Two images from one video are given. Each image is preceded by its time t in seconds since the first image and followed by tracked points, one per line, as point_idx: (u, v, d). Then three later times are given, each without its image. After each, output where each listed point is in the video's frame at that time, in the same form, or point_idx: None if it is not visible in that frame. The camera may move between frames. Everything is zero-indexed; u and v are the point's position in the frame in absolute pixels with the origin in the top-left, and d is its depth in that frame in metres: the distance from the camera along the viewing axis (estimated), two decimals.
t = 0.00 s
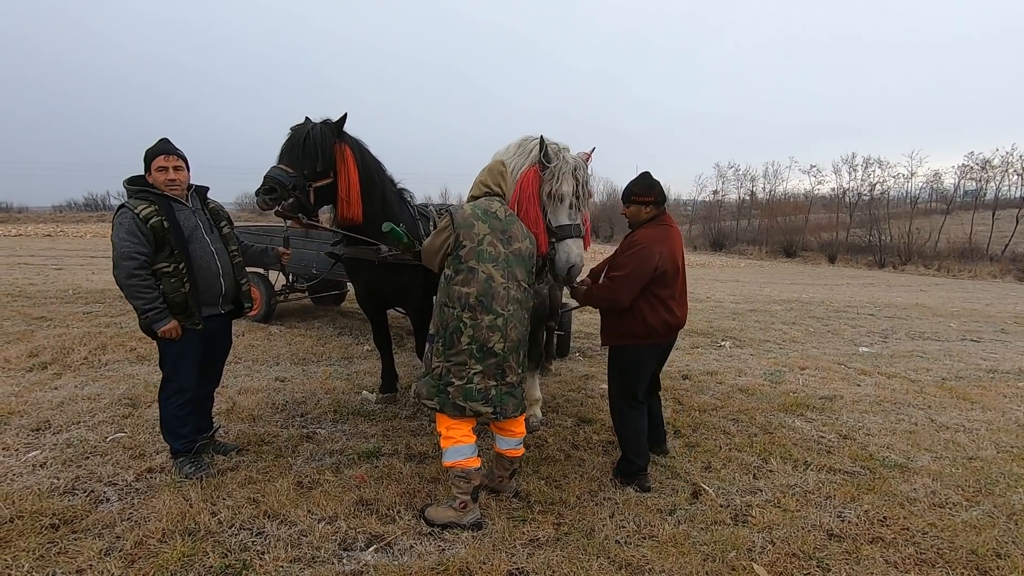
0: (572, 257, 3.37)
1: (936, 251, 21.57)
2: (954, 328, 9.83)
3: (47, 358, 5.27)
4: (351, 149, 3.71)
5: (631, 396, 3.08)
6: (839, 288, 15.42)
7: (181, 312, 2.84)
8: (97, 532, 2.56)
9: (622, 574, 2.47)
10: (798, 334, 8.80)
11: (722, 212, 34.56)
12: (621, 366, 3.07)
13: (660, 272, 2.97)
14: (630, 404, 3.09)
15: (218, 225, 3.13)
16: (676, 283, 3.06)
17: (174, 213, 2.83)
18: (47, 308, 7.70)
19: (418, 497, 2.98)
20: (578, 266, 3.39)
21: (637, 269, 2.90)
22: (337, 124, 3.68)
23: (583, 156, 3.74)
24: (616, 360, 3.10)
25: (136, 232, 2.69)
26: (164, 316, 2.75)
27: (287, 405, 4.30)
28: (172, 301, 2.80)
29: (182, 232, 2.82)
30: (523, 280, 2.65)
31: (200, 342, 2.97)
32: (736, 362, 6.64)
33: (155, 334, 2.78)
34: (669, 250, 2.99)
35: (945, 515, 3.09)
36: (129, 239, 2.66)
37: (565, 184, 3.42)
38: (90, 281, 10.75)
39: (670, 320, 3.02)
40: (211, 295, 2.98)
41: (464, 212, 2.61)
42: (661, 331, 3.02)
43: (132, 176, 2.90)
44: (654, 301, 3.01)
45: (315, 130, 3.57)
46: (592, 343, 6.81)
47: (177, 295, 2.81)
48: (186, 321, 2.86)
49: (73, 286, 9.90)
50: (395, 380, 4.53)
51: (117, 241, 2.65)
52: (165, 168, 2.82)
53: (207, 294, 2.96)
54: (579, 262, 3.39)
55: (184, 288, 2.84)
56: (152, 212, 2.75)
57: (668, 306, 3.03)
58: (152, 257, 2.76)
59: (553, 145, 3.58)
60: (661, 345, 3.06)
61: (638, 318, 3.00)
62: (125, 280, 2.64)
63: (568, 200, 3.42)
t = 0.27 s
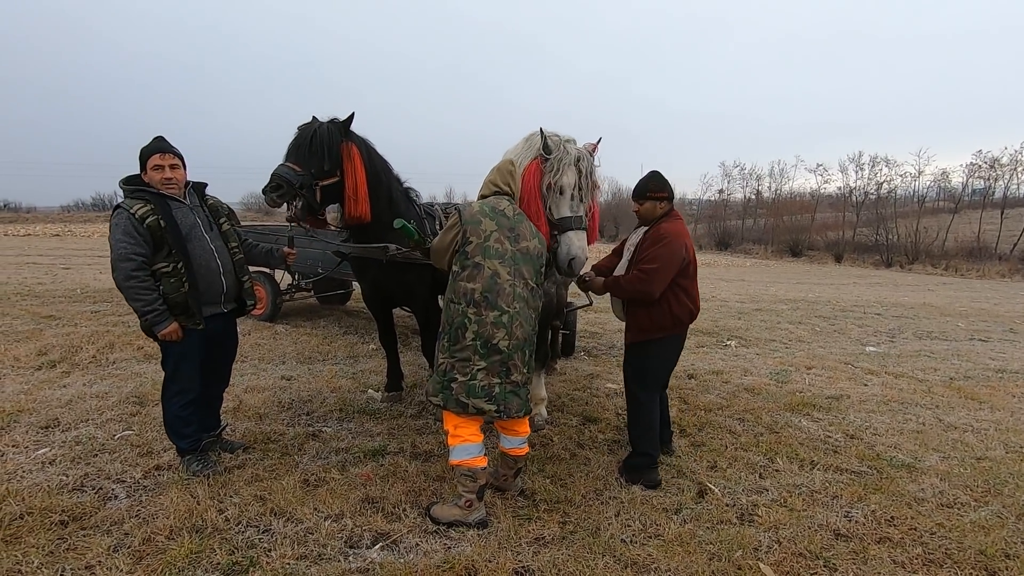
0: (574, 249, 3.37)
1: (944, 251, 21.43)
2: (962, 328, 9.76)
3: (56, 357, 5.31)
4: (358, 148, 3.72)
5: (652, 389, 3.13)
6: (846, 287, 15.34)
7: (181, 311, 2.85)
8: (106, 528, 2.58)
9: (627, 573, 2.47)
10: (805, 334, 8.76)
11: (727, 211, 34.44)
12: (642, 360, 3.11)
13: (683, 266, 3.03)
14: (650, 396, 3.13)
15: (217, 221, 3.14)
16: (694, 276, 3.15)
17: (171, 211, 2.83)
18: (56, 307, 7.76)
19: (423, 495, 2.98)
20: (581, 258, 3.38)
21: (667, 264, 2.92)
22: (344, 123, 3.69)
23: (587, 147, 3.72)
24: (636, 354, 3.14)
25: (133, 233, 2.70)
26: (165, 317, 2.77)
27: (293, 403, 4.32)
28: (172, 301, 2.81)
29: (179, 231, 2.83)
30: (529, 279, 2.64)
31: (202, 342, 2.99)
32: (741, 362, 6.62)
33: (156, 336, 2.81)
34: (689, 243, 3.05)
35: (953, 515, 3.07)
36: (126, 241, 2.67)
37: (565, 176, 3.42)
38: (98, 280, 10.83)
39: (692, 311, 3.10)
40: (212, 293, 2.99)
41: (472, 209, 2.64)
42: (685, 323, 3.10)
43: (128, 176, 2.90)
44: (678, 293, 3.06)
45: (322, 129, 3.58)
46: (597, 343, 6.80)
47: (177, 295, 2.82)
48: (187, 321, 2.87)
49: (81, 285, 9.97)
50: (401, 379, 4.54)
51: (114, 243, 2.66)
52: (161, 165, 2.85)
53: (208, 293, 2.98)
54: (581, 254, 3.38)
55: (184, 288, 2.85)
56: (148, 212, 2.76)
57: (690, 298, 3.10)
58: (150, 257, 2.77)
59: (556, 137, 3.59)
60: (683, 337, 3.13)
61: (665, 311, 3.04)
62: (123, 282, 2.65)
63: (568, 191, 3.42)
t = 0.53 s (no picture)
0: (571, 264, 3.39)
1: (950, 249, 21.30)
2: (969, 326, 9.70)
3: (62, 354, 5.34)
4: (364, 147, 3.73)
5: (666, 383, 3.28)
6: (851, 285, 15.26)
7: (179, 313, 2.87)
8: (112, 524, 2.60)
9: (631, 570, 2.47)
10: (810, 332, 8.73)
11: (732, 209, 34.33)
12: (657, 355, 3.26)
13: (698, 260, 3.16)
14: (664, 390, 3.29)
15: (215, 221, 3.15)
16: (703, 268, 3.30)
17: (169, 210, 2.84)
18: (63, 305, 7.80)
19: (427, 493, 2.99)
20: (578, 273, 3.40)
21: (687, 256, 3.06)
22: (349, 122, 3.70)
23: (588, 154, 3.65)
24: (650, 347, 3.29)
25: (130, 232, 2.70)
26: (163, 317, 2.78)
27: (298, 400, 4.33)
28: (169, 303, 2.83)
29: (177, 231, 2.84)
30: (535, 279, 2.64)
31: (198, 344, 3.00)
32: (746, 360, 6.60)
33: (152, 338, 2.80)
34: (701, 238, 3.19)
35: (959, 514, 3.05)
36: (124, 241, 2.67)
37: (562, 189, 3.34)
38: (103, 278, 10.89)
39: (701, 302, 3.27)
40: (210, 294, 3.01)
41: (478, 207, 2.64)
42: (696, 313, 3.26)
43: (124, 173, 2.91)
44: (694, 281, 3.22)
45: (328, 129, 3.59)
46: (601, 341, 6.79)
47: (174, 296, 2.84)
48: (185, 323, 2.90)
49: (87, 283, 10.03)
50: (405, 376, 4.55)
51: (111, 243, 2.66)
52: (155, 164, 2.85)
53: (206, 294, 2.99)
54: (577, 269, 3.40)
55: (182, 289, 2.86)
56: (145, 211, 2.77)
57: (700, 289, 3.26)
58: (148, 257, 2.78)
59: (548, 145, 3.51)
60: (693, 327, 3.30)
61: (682, 299, 3.21)
62: (121, 283, 2.65)
63: (565, 207, 3.36)
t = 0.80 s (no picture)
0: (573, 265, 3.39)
1: (954, 247, 21.22)
2: (972, 325, 9.66)
3: (65, 352, 5.37)
4: (368, 151, 3.72)
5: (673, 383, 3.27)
6: (854, 284, 15.22)
7: (179, 310, 2.87)
8: (115, 521, 2.61)
9: (632, 568, 2.47)
10: (812, 331, 8.71)
11: (735, 207, 34.25)
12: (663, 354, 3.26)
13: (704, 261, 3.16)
14: (671, 391, 3.28)
15: (216, 218, 3.16)
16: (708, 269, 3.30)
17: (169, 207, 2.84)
18: (66, 303, 7.83)
19: (428, 490, 3.00)
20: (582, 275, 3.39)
21: (694, 256, 3.05)
22: (350, 126, 3.65)
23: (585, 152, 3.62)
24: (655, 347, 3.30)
25: (130, 230, 2.70)
26: (163, 315, 2.78)
27: (300, 398, 4.34)
28: (169, 301, 2.83)
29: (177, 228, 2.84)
30: (532, 274, 2.63)
31: (199, 343, 3.02)
32: (748, 359, 6.59)
33: (153, 336, 2.81)
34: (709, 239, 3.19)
35: (961, 513, 3.05)
36: (124, 239, 2.68)
37: (559, 190, 3.34)
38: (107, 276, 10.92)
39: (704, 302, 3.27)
40: (211, 292, 3.01)
41: (473, 204, 2.63)
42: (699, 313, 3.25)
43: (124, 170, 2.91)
44: (699, 281, 3.23)
45: (334, 136, 3.54)
46: (603, 339, 6.79)
47: (174, 294, 2.83)
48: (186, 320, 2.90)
49: (90, 281, 10.06)
50: (407, 374, 4.55)
51: (110, 240, 2.66)
52: (153, 160, 2.85)
53: (206, 292, 3.00)
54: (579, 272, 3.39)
55: (182, 287, 2.86)
56: (144, 208, 2.76)
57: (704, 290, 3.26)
58: (148, 255, 2.78)
59: (542, 143, 3.49)
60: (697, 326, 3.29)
61: (689, 298, 3.20)
62: (121, 280, 2.66)
63: (563, 208, 3.36)
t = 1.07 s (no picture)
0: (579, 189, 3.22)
1: (957, 246, 21.17)
2: (975, 323, 9.64)
3: (68, 350, 5.37)
4: (370, 168, 3.68)
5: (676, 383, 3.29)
6: (857, 283, 15.19)
7: (185, 310, 2.89)
8: (118, 518, 2.62)
9: (634, 566, 2.47)
10: (814, 329, 8.70)
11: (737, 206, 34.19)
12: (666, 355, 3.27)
13: (708, 258, 3.16)
14: (677, 391, 3.30)
15: (220, 219, 3.17)
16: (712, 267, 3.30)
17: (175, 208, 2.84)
18: (69, 301, 7.84)
19: (430, 488, 3.00)
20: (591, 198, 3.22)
21: (698, 252, 3.05)
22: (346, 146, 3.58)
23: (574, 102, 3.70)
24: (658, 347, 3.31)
25: (137, 229, 2.71)
26: (170, 315, 2.79)
27: (302, 396, 4.34)
28: (175, 300, 2.84)
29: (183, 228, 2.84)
30: (527, 270, 2.62)
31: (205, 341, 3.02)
32: (750, 357, 6.58)
33: (158, 335, 2.82)
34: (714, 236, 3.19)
35: (963, 512, 3.05)
36: (131, 238, 2.68)
37: (549, 126, 3.39)
38: (109, 275, 10.93)
39: (708, 299, 3.27)
40: (216, 292, 3.02)
41: (462, 204, 2.63)
42: (702, 309, 3.24)
43: (129, 168, 2.90)
44: (702, 277, 3.23)
45: (337, 162, 3.50)
46: (605, 338, 6.79)
47: (180, 294, 2.85)
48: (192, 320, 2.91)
49: (93, 279, 10.07)
50: (408, 373, 4.56)
51: (117, 240, 2.66)
52: (154, 159, 2.83)
53: (212, 292, 3.01)
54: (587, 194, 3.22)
55: (188, 286, 2.87)
56: (151, 208, 2.77)
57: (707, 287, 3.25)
58: (153, 255, 2.79)
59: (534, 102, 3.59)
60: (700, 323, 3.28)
61: (692, 295, 3.19)
62: (128, 280, 2.66)
63: (557, 139, 3.37)
